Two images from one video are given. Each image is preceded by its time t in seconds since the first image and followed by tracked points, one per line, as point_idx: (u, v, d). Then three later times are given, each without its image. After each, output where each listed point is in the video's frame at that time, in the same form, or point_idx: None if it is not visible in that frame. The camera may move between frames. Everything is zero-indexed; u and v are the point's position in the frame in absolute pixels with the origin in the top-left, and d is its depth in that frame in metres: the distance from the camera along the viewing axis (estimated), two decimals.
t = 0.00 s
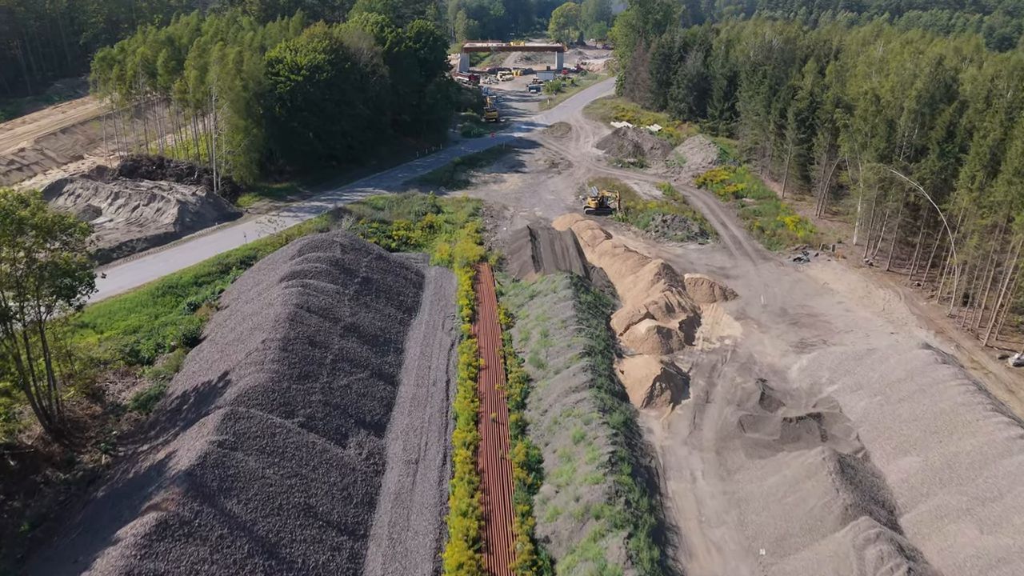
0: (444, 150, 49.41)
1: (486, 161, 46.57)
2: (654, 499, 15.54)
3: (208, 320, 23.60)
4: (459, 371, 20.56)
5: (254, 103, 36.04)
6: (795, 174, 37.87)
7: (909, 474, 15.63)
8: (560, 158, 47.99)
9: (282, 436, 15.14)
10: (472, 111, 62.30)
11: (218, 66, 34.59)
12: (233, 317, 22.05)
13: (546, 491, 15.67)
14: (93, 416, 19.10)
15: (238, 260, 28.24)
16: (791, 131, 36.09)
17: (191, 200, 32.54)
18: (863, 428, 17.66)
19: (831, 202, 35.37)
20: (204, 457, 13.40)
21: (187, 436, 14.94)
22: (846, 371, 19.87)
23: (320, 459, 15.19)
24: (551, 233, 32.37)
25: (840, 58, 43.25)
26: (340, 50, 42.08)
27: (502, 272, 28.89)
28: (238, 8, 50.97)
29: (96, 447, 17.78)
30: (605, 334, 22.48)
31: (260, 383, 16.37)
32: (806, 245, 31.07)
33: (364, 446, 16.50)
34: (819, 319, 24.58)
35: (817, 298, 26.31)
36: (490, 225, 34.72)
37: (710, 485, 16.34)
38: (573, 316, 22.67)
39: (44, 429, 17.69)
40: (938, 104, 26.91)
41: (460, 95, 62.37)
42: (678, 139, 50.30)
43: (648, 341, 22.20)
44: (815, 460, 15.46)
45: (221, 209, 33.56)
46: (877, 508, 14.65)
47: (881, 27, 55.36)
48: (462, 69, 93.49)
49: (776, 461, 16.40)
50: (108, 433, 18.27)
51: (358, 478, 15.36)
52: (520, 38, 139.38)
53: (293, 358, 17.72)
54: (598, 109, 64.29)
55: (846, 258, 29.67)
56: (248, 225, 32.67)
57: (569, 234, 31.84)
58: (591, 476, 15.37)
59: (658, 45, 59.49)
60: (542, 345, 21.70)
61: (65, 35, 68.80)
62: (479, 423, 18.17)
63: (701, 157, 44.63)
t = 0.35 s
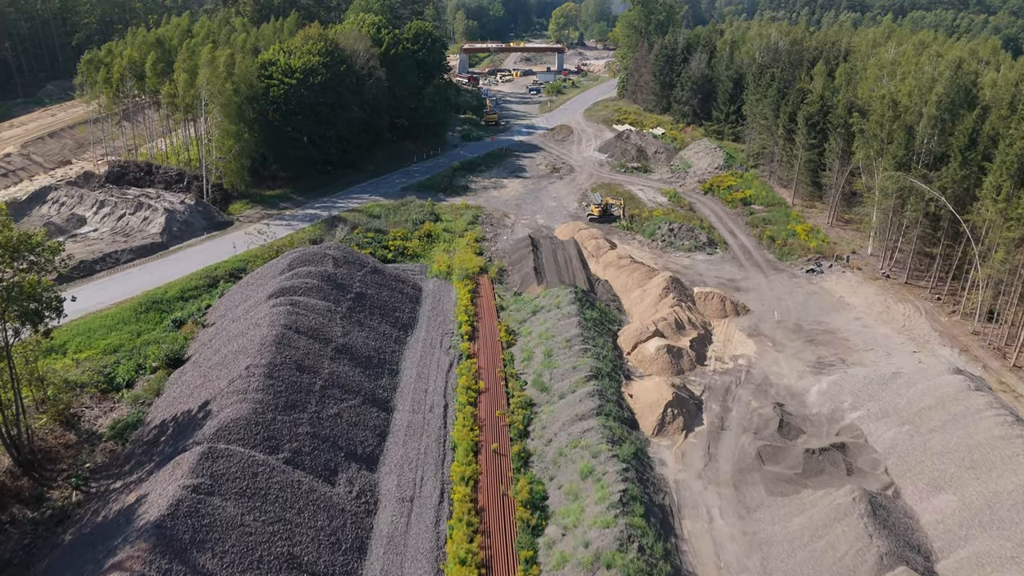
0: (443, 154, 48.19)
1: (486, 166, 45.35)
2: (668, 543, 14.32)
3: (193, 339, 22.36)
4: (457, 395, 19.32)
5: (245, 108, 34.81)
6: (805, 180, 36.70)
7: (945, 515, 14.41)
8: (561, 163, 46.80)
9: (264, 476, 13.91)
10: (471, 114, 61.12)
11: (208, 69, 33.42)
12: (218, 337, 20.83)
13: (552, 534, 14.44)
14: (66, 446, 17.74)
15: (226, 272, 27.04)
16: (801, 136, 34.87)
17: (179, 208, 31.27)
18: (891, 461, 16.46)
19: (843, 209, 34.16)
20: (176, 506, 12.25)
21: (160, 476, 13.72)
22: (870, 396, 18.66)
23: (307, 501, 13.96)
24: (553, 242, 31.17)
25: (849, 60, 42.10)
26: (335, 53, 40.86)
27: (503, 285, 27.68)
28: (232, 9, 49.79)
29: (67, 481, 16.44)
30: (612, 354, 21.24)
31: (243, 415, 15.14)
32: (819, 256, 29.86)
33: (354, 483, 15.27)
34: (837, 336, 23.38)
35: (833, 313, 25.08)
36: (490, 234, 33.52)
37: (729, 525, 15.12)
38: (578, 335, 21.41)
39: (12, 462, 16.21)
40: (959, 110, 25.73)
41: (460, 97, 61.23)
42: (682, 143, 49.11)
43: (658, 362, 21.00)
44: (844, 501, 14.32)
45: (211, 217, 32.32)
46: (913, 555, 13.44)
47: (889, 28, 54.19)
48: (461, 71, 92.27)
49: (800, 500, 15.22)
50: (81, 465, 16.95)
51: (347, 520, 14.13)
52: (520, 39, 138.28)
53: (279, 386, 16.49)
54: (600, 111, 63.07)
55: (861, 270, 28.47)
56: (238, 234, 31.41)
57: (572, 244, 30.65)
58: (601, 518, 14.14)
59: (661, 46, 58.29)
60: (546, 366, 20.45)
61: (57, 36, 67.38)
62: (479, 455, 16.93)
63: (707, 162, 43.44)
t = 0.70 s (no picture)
0: (442, 159, 46.91)
1: (486, 171, 44.06)
2: None
3: (175, 360, 21.05)
4: (456, 423, 18.01)
5: (236, 113, 33.53)
6: (817, 188, 35.42)
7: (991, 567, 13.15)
8: (564, 168, 45.53)
9: (243, 525, 12.62)
10: (471, 116, 59.84)
11: (198, 72, 32.14)
12: (201, 360, 19.55)
13: None
14: (35, 481, 16.19)
15: (214, 286, 25.74)
16: (813, 141, 33.57)
17: (167, 218, 29.97)
18: (926, 501, 15.20)
19: (858, 218, 32.87)
20: (141, 567, 11.02)
21: (128, 527, 12.44)
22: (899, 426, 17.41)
23: (290, 552, 12.67)
24: (557, 253, 29.89)
25: (861, 63, 40.83)
26: (331, 55, 39.55)
27: (504, 299, 26.41)
28: (226, 9, 48.54)
29: (32, 523, 14.85)
30: (621, 377, 19.92)
31: (221, 456, 13.85)
32: (835, 268, 28.57)
33: (343, 528, 13.98)
34: (857, 356, 22.12)
35: (852, 331, 23.81)
36: (490, 244, 32.25)
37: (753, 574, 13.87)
38: (585, 356, 20.07)
39: None
40: (984, 116, 24.27)
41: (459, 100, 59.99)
42: (688, 147, 47.84)
43: (669, 386, 19.72)
44: (880, 552, 13.25)
45: (199, 227, 31.04)
46: None
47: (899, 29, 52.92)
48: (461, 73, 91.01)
49: (829, 547, 14.05)
50: (49, 504, 15.46)
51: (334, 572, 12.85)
52: (520, 40, 136.97)
53: (263, 420, 15.19)
54: (602, 114, 61.81)
55: (879, 283, 27.20)
56: (228, 245, 30.09)
57: (576, 255, 29.38)
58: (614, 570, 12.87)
59: (666, 47, 57.01)
60: (550, 392, 19.16)
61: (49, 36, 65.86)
62: (479, 492, 15.61)
63: (714, 167, 42.16)
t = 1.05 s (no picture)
0: (441, 164, 45.56)
1: (486, 177, 42.68)
2: None
3: (155, 386, 19.73)
4: (454, 458, 16.67)
5: (225, 119, 32.20)
6: (830, 196, 34.11)
7: None
8: (567, 174, 44.20)
9: None
10: (471, 120, 58.54)
11: (186, 76, 30.92)
12: (181, 387, 18.23)
13: None
14: None
15: (200, 302, 24.42)
16: (827, 148, 32.27)
17: (152, 228, 28.67)
18: (967, 552, 13.96)
19: (874, 228, 31.56)
20: None
21: None
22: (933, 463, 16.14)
23: None
24: (560, 265, 28.54)
25: (874, 66, 39.50)
26: (326, 57, 38.24)
27: (505, 316, 25.07)
28: (219, 11, 47.27)
29: None
30: (631, 404, 18.59)
31: (193, 506, 12.55)
32: (852, 282, 27.25)
33: None
34: (882, 380, 20.78)
35: (874, 351, 22.47)
36: (490, 255, 30.92)
37: None
38: (592, 381, 18.73)
39: None
40: (1013, 123, 22.74)
41: (459, 103, 58.77)
42: (694, 152, 46.51)
43: (683, 415, 18.36)
44: None
45: (187, 237, 29.70)
46: None
47: (910, 31, 51.60)
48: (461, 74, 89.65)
49: None
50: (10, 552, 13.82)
51: None
52: (521, 41, 135.71)
53: (242, 462, 13.88)
54: (605, 117, 60.47)
55: (900, 299, 25.86)
56: (216, 257, 28.76)
57: (581, 268, 28.05)
58: None
59: (670, 49, 55.67)
60: (556, 422, 17.82)
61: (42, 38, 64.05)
62: (479, 539, 14.25)
63: (722, 173, 40.84)
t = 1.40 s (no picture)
0: (439, 170, 44.22)
1: (486, 184, 41.33)
2: None
3: (131, 417, 18.32)
4: (452, 499, 15.29)
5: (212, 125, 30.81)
6: (844, 205, 32.79)
7: None
8: (569, 179, 42.87)
9: None
10: (470, 123, 57.18)
11: (172, 80, 29.60)
12: (157, 420, 16.84)
13: None
14: None
15: (183, 320, 23.03)
16: (841, 155, 30.90)
17: (135, 241, 27.27)
18: None
19: (891, 239, 30.22)
20: None
21: None
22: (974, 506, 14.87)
23: None
24: (564, 279, 27.18)
25: (888, 69, 38.15)
26: (320, 60, 36.87)
27: (506, 334, 23.72)
28: (211, 12, 45.86)
29: None
30: (642, 437, 17.24)
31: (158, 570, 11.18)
32: (871, 297, 25.88)
33: None
34: (910, 407, 19.46)
35: (899, 374, 21.14)
36: (491, 267, 29.58)
37: None
38: (601, 412, 17.35)
39: None
40: None
41: (458, 106, 57.46)
42: (700, 157, 45.17)
43: (700, 448, 17.03)
44: None
45: (173, 249, 28.34)
46: None
47: (920, 32, 50.25)
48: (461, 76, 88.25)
49: None
50: None
51: None
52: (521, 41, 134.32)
53: (215, 514, 12.51)
54: (608, 120, 59.12)
55: (923, 315, 24.52)
56: (203, 270, 27.39)
57: (586, 282, 26.72)
58: None
59: (675, 50, 54.29)
60: (562, 457, 16.44)
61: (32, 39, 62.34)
62: None
63: (730, 179, 39.50)
